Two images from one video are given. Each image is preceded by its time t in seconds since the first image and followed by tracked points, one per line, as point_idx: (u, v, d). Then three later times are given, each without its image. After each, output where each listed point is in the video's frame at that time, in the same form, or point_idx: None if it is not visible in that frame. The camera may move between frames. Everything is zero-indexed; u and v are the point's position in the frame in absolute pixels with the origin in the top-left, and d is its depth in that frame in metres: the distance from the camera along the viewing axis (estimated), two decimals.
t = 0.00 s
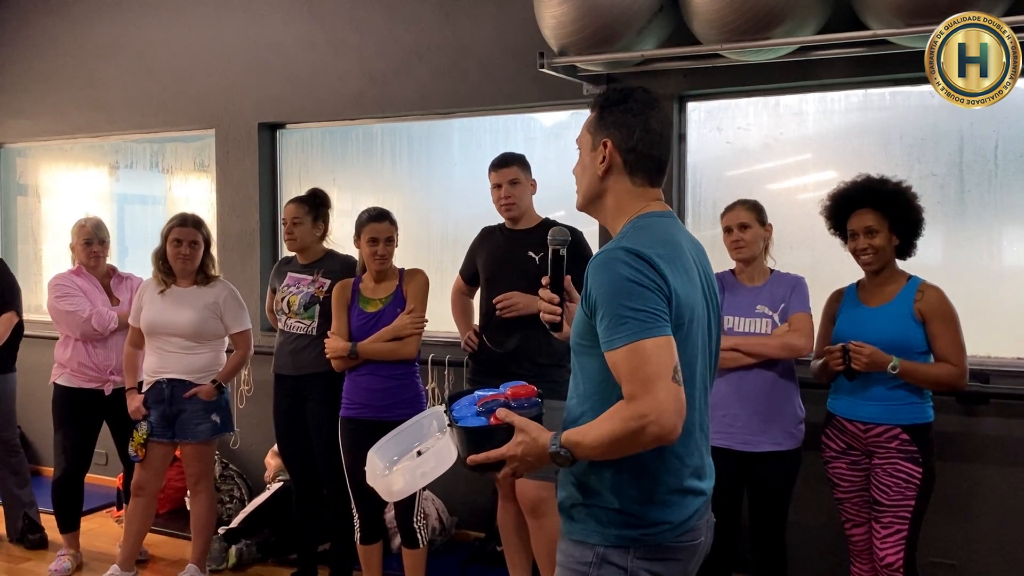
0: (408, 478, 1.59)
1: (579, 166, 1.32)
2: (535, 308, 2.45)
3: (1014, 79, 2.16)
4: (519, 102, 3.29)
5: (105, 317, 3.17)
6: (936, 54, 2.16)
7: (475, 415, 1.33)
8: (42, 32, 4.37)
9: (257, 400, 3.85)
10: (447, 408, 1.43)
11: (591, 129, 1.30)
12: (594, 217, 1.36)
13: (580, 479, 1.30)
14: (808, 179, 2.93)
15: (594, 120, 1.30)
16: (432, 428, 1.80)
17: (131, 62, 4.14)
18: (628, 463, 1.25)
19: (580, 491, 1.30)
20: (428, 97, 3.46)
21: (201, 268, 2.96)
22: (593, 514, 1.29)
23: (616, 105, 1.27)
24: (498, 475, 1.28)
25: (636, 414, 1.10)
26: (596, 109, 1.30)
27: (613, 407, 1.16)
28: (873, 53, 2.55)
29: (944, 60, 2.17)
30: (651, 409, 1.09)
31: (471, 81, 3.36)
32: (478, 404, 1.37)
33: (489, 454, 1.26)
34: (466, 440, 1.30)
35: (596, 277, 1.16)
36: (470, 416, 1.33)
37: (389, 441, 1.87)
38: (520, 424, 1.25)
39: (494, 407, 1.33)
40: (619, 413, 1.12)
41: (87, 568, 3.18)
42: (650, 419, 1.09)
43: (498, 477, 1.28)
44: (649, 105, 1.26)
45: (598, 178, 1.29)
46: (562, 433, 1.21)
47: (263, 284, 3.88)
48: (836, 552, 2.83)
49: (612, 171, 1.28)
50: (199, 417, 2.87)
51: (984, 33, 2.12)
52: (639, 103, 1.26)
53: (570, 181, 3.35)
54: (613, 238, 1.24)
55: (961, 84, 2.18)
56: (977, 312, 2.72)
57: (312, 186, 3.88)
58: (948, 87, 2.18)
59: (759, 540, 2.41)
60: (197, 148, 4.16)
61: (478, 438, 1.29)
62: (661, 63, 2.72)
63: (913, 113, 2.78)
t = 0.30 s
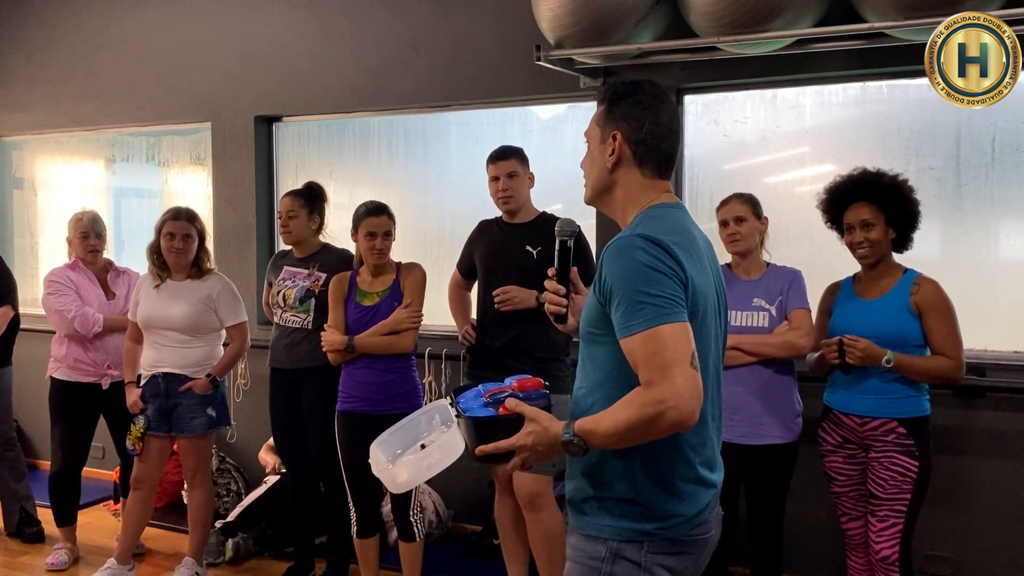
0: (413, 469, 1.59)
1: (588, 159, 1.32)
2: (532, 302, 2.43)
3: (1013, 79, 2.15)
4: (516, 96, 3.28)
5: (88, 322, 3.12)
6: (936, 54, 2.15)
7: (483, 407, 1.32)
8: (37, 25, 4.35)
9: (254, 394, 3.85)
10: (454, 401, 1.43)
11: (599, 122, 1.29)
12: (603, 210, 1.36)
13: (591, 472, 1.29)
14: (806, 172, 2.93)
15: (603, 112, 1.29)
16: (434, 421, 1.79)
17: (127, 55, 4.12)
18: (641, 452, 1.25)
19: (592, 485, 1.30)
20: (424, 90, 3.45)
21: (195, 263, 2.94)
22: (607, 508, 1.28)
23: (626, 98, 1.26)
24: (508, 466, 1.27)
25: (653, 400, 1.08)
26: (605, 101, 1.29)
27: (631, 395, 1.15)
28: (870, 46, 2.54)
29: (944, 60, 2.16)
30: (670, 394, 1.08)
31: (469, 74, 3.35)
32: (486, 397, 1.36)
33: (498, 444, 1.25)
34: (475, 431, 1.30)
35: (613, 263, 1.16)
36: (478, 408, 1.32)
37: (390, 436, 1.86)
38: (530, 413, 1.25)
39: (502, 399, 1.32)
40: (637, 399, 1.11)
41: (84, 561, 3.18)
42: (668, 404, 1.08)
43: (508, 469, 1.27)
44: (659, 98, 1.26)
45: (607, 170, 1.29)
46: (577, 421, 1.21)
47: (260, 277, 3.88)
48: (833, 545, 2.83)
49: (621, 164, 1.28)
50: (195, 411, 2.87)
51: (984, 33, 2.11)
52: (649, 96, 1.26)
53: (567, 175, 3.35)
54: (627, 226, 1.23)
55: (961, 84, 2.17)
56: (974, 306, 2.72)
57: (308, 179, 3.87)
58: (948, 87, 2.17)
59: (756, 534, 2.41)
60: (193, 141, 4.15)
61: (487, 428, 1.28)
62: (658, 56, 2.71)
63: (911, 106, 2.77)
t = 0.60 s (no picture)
0: (422, 465, 1.57)
1: (594, 155, 1.32)
2: (530, 297, 2.43)
3: (1014, 80, 2.11)
4: (512, 90, 3.28)
5: (80, 320, 3.10)
6: (936, 54, 2.13)
7: (494, 397, 1.30)
8: (31, 18, 4.33)
9: (249, 388, 3.85)
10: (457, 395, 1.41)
11: (606, 117, 1.29)
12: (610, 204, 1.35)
13: (603, 466, 1.29)
14: (803, 166, 2.93)
15: (609, 107, 1.29)
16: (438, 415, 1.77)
17: (122, 49, 4.10)
18: (657, 445, 1.25)
19: (603, 478, 1.29)
20: (420, 83, 3.44)
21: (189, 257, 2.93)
22: (617, 502, 1.27)
23: (631, 93, 1.26)
24: (518, 460, 1.25)
25: (676, 388, 1.08)
26: (611, 96, 1.29)
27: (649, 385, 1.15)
28: (865, 40, 2.54)
29: (944, 60, 2.13)
30: (693, 382, 1.08)
31: (465, 68, 3.35)
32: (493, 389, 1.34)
33: (510, 437, 1.24)
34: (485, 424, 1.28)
35: (633, 252, 1.15)
36: (488, 399, 1.30)
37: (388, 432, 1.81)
38: (544, 404, 1.23)
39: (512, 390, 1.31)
40: (658, 388, 1.10)
41: (80, 556, 3.18)
42: (691, 393, 1.08)
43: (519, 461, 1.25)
44: (665, 92, 1.26)
45: (614, 166, 1.29)
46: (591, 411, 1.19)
47: (255, 272, 3.87)
48: (828, 539, 2.84)
49: (629, 159, 1.27)
50: (189, 405, 2.86)
51: (984, 33, 2.08)
52: (655, 90, 1.25)
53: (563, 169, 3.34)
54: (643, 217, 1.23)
55: (961, 84, 2.14)
56: (970, 300, 2.73)
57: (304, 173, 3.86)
58: (948, 87, 2.14)
59: (752, 528, 2.42)
60: (188, 135, 4.13)
61: (499, 420, 1.27)
62: (654, 49, 2.70)
63: (908, 100, 2.77)
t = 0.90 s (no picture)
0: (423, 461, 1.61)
1: (596, 150, 1.32)
2: (523, 296, 2.43)
3: (1014, 80, 2.13)
4: (499, 87, 3.28)
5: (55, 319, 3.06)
6: (936, 54, 2.14)
7: (500, 392, 1.32)
8: (15, 14, 4.30)
9: (236, 387, 3.84)
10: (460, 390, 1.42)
11: (608, 113, 1.29)
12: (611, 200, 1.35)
13: (609, 459, 1.29)
14: (789, 164, 2.94)
15: (612, 102, 1.29)
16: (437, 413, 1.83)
17: (106, 45, 4.08)
18: (669, 440, 1.25)
19: (609, 472, 1.29)
20: (407, 81, 3.44)
21: (171, 255, 2.87)
22: (622, 496, 1.27)
23: (636, 88, 1.26)
24: (526, 453, 1.25)
25: (700, 383, 1.08)
26: (615, 92, 1.28)
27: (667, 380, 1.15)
28: (851, 39, 2.55)
29: (944, 60, 2.15)
30: (718, 377, 1.08)
31: (451, 65, 3.34)
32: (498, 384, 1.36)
33: (520, 432, 1.24)
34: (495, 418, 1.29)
35: (650, 248, 1.15)
36: (496, 394, 1.31)
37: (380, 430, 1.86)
38: (556, 399, 1.23)
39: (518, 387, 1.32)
40: (681, 384, 1.10)
41: (65, 556, 3.16)
42: (715, 388, 1.08)
43: (526, 456, 1.25)
44: (669, 89, 1.26)
45: (618, 162, 1.29)
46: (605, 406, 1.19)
47: (241, 269, 3.86)
48: (814, 535, 2.86)
49: (633, 155, 1.27)
50: (172, 404, 2.84)
51: (984, 33, 2.10)
52: (659, 86, 1.26)
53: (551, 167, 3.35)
54: (657, 211, 1.23)
55: (961, 84, 2.16)
56: (954, 297, 2.75)
57: (290, 170, 3.85)
58: (948, 86, 2.15)
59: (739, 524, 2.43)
60: (173, 132, 4.11)
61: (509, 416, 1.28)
62: (642, 47, 2.71)
63: (892, 98, 2.79)
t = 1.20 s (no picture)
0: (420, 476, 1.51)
1: (594, 156, 1.31)
2: (518, 297, 2.43)
3: (1013, 80, 2.13)
4: (490, 88, 3.28)
5: (37, 327, 3.02)
6: (936, 54, 2.15)
7: (498, 402, 1.28)
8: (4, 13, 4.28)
9: (227, 387, 3.83)
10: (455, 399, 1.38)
11: (604, 116, 1.28)
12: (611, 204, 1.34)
13: (614, 472, 1.28)
14: (779, 164, 2.95)
15: (608, 106, 1.28)
16: (427, 422, 1.74)
17: (96, 45, 4.06)
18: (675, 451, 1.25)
19: (615, 485, 1.29)
20: (398, 80, 3.43)
21: (152, 257, 2.86)
22: (628, 508, 1.27)
23: (631, 91, 1.25)
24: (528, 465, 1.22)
25: (713, 399, 1.07)
26: (609, 97, 1.28)
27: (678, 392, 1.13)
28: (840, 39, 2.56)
29: (944, 60, 2.15)
30: (730, 394, 1.07)
31: (442, 65, 3.34)
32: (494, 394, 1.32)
33: (522, 443, 1.20)
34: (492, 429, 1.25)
35: (663, 256, 1.13)
36: (494, 404, 1.28)
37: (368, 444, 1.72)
38: (559, 409, 1.19)
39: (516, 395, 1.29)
40: (693, 398, 1.09)
41: (55, 557, 3.15)
42: (728, 405, 1.07)
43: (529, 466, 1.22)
44: (665, 88, 1.25)
45: (617, 167, 1.28)
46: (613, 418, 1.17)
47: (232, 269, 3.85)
48: (805, 534, 2.86)
49: (632, 159, 1.26)
50: (159, 405, 2.83)
51: (984, 33, 2.10)
52: (654, 87, 1.25)
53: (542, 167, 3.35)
54: (667, 216, 1.21)
55: (961, 84, 2.16)
56: (944, 297, 2.76)
57: (280, 170, 3.84)
58: (948, 86, 2.15)
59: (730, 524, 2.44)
60: (164, 132, 4.10)
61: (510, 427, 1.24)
62: (633, 47, 2.71)
63: (882, 98, 2.80)
